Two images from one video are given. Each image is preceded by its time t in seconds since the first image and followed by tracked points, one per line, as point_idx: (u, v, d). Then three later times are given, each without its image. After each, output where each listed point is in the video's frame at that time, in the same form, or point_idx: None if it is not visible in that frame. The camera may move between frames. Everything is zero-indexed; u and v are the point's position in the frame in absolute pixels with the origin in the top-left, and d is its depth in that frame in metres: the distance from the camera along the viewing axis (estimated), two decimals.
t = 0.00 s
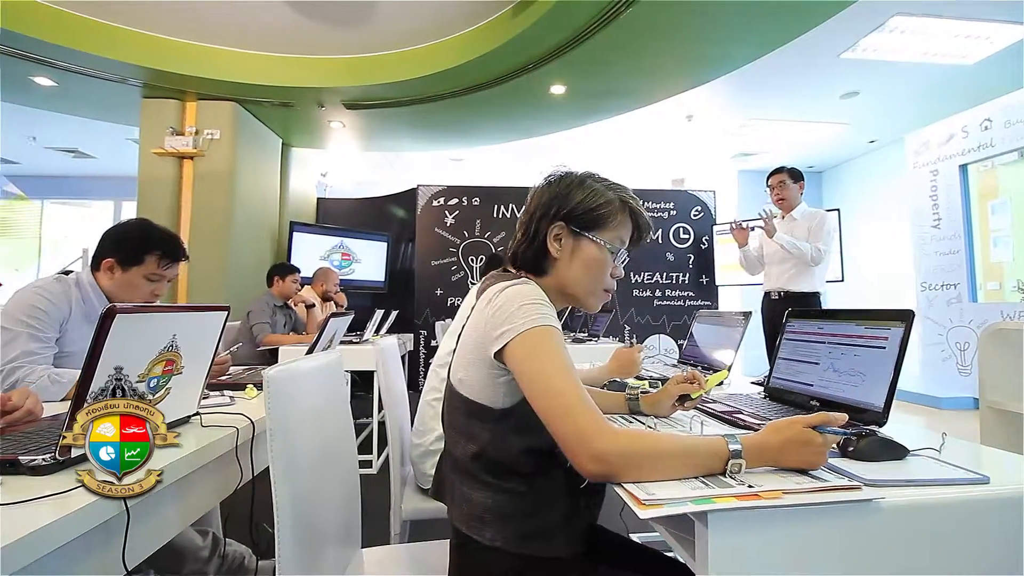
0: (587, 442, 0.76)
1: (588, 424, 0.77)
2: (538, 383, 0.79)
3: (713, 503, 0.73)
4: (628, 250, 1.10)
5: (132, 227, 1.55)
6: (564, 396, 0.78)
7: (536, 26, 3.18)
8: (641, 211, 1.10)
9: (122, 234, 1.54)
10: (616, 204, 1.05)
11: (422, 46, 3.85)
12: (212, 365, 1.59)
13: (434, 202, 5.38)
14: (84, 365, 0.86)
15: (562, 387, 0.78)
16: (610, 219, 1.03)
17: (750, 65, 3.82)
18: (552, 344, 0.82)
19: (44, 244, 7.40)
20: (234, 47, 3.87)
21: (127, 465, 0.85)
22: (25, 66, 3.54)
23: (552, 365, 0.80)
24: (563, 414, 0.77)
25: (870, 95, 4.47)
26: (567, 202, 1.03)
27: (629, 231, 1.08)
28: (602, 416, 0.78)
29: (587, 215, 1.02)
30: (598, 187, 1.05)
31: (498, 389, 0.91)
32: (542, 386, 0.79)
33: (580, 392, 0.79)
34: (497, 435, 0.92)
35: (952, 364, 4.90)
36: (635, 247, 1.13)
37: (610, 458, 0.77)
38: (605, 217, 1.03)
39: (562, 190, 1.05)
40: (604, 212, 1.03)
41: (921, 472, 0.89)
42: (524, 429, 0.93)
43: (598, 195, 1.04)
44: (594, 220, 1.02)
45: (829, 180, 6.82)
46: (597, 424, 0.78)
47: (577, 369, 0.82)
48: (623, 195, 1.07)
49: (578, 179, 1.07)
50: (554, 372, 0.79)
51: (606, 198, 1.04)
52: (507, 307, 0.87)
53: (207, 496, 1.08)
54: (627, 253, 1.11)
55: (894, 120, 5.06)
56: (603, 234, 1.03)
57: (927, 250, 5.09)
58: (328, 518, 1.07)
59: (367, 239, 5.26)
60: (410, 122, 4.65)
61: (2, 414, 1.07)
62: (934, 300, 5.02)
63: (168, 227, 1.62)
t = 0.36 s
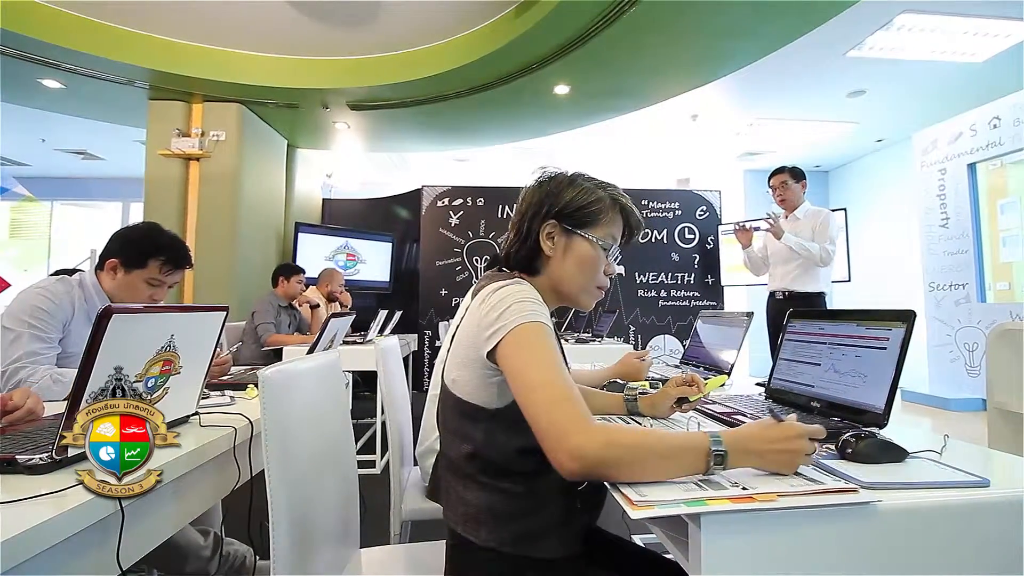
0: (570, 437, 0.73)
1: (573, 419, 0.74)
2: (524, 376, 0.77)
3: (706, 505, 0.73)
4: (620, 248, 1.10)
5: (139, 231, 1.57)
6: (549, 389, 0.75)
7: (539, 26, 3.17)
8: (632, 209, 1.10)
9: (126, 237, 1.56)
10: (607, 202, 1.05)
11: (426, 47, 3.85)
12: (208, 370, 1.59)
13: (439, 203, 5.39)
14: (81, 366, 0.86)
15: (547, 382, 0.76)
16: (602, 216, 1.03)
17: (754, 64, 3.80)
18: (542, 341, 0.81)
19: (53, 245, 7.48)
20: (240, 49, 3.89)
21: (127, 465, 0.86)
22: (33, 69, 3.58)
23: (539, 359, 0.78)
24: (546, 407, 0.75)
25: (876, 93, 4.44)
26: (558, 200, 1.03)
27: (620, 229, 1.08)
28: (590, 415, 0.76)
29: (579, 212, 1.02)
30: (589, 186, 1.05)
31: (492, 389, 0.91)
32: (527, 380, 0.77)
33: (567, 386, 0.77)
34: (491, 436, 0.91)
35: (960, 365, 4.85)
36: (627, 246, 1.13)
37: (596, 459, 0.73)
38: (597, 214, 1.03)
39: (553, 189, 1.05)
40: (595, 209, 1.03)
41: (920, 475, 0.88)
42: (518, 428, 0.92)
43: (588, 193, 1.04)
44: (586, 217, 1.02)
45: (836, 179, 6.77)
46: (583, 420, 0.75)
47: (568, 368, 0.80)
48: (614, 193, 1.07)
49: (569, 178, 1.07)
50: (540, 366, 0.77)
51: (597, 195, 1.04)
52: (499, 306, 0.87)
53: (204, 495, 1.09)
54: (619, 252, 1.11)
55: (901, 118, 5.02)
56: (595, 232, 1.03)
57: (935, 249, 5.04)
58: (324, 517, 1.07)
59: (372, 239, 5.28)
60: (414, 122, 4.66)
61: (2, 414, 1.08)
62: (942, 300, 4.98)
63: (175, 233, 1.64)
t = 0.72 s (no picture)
0: (549, 444, 0.74)
1: (554, 426, 0.74)
2: (509, 380, 0.78)
3: (699, 507, 0.72)
4: (618, 249, 1.10)
5: (140, 231, 1.58)
6: (533, 395, 0.76)
7: (542, 26, 3.17)
8: (630, 210, 1.10)
9: (128, 237, 1.57)
10: (606, 201, 1.05)
11: (429, 47, 3.86)
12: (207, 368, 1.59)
13: (443, 203, 5.40)
14: (77, 365, 0.86)
15: (533, 387, 0.76)
16: (601, 215, 1.03)
17: (759, 62, 3.77)
18: (532, 345, 0.81)
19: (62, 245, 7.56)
20: (245, 51, 3.92)
21: (127, 465, 0.87)
22: (41, 71, 3.61)
23: (525, 364, 0.78)
24: (528, 411, 0.75)
25: (882, 92, 4.40)
26: (557, 200, 1.03)
27: (618, 230, 1.08)
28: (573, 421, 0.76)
29: (577, 211, 1.02)
30: (588, 186, 1.06)
31: (486, 391, 0.90)
32: (512, 384, 0.78)
33: (552, 393, 0.77)
34: (485, 438, 0.91)
35: (968, 366, 4.81)
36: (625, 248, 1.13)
37: (578, 465, 0.74)
38: (596, 213, 1.03)
39: (552, 189, 1.06)
40: (594, 208, 1.03)
41: (918, 477, 0.87)
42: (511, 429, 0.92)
43: (587, 193, 1.04)
44: (584, 215, 1.02)
45: (842, 178, 6.72)
46: (564, 428, 0.75)
47: (555, 374, 0.80)
48: (612, 194, 1.07)
49: (567, 179, 1.08)
50: (526, 369, 0.78)
51: (596, 195, 1.05)
52: (491, 308, 0.87)
53: (202, 495, 1.09)
54: (617, 252, 1.10)
55: (908, 117, 4.98)
56: (594, 231, 1.03)
57: (942, 249, 4.99)
58: (321, 518, 1.08)
59: (377, 240, 5.30)
60: (418, 123, 4.66)
61: (3, 413, 1.08)
62: (949, 300, 4.93)
63: (177, 233, 1.65)
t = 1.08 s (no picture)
0: (536, 447, 0.73)
1: (540, 428, 0.74)
2: (498, 382, 0.78)
3: (691, 508, 0.71)
4: (614, 255, 1.11)
5: (140, 231, 1.59)
6: (520, 397, 0.76)
7: (544, 26, 3.17)
8: (628, 220, 1.11)
9: (127, 237, 1.58)
10: (606, 205, 1.06)
11: (432, 48, 3.86)
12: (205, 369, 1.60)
13: (446, 203, 5.41)
14: (72, 365, 0.87)
15: (522, 389, 0.76)
16: (602, 217, 1.04)
17: (762, 61, 3.76)
18: (521, 346, 0.81)
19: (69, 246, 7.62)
20: (248, 52, 3.93)
21: (127, 465, 0.88)
22: (46, 73, 3.64)
23: (513, 365, 0.78)
24: (516, 413, 0.75)
25: (887, 90, 4.38)
26: (560, 199, 1.04)
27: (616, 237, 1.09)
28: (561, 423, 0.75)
29: (580, 210, 1.03)
30: (589, 191, 1.07)
31: (477, 393, 0.90)
32: (502, 386, 0.77)
33: (539, 395, 0.77)
34: (477, 440, 0.91)
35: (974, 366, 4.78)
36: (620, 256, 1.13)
37: (566, 467, 0.74)
38: (596, 214, 1.04)
39: (554, 191, 1.07)
40: (594, 210, 1.04)
41: (915, 479, 0.86)
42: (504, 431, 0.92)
43: (589, 196, 1.06)
44: (585, 216, 1.03)
45: (847, 177, 6.69)
46: (551, 430, 0.75)
47: (544, 375, 0.80)
48: (612, 200, 1.08)
49: (569, 184, 1.09)
50: (515, 371, 0.78)
51: (596, 199, 1.06)
52: (481, 309, 0.87)
53: (198, 494, 1.10)
54: (612, 259, 1.11)
55: (913, 116, 4.95)
56: (594, 230, 1.03)
57: (948, 248, 4.96)
58: (317, 519, 1.08)
59: (379, 240, 5.31)
60: (421, 123, 4.67)
61: (3, 412, 1.10)
62: (955, 300, 4.90)
63: (176, 233, 1.66)
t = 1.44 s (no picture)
0: (528, 447, 0.73)
1: (531, 428, 0.74)
2: (489, 382, 0.78)
3: (680, 509, 0.71)
4: (607, 262, 1.11)
5: (139, 231, 1.59)
6: (511, 397, 0.76)
7: (544, 26, 3.17)
8: (623, 229, 1.12)
9: (126, 236, 1.58)
10: (603, 211, 1.07)
11: (432, 48, 3.86)
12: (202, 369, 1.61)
13: (447, 203, 5.42)
14: (65, 365, 0.86)
15: (513, 389, 0.76)
16: (599, 223, 1.05)
17: (764, 60, 3.74)
18: (513, 345, 0.80)
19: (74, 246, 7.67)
20: (250, 53, 3.94)
21: (127, 465, 0.90)
22: (48, 74, 3.66)
23: (504, 365, 0.78)
24: (507, 413, 0.75)
25: (890, 89, 4.36)
26: (560, 202, 1.04)
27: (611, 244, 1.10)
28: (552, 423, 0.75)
29: (580, 215, 1.03)
30: (587, 198, 1.08)
31: (470, 393, 0.90)
32: (494, 385, 0.77)
33: (530, 394, 0.77)
34: (471, 441, 0.90)
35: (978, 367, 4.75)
36: (613, 263, 1.14)
37: (557, 467, 0.73)
38: (594, 220, 1.04)
39: (554, 195, 1.07)
40: (592, 216, 1.04)
41: (910, 481, 0.85)
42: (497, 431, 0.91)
43: (587, 203, 1.06)
44: (584, 221, 1.03)
45: (851, 176, 6.65)
46: (543, 430, 0.75)
47: (536, 374, 0.80)
48: (610, 208, 1.09)
49: (568, 189, 1.09)
50: (506, 370, 0.77)
51: (594, 205, 1.07)
52: (474, 308, 0.87)
53: (194, 494, 1.10)
54: (605, 265, 1.11)
55: (916, 115, 4.92)
56: (591, 235, 1.04)
57: (952, 248, 4.93)
58: (314, 518, 1.08)
59: (381, 239, 5.32)
60: (422, 123, 4.67)
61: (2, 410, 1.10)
62: (958, 300, 4.87)
63: (176, 234, 1.67)
